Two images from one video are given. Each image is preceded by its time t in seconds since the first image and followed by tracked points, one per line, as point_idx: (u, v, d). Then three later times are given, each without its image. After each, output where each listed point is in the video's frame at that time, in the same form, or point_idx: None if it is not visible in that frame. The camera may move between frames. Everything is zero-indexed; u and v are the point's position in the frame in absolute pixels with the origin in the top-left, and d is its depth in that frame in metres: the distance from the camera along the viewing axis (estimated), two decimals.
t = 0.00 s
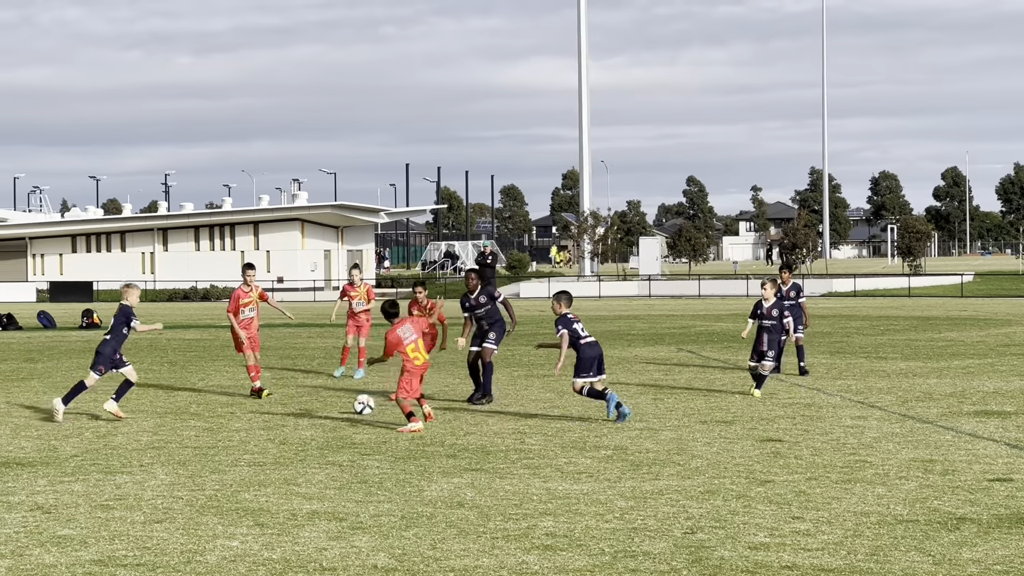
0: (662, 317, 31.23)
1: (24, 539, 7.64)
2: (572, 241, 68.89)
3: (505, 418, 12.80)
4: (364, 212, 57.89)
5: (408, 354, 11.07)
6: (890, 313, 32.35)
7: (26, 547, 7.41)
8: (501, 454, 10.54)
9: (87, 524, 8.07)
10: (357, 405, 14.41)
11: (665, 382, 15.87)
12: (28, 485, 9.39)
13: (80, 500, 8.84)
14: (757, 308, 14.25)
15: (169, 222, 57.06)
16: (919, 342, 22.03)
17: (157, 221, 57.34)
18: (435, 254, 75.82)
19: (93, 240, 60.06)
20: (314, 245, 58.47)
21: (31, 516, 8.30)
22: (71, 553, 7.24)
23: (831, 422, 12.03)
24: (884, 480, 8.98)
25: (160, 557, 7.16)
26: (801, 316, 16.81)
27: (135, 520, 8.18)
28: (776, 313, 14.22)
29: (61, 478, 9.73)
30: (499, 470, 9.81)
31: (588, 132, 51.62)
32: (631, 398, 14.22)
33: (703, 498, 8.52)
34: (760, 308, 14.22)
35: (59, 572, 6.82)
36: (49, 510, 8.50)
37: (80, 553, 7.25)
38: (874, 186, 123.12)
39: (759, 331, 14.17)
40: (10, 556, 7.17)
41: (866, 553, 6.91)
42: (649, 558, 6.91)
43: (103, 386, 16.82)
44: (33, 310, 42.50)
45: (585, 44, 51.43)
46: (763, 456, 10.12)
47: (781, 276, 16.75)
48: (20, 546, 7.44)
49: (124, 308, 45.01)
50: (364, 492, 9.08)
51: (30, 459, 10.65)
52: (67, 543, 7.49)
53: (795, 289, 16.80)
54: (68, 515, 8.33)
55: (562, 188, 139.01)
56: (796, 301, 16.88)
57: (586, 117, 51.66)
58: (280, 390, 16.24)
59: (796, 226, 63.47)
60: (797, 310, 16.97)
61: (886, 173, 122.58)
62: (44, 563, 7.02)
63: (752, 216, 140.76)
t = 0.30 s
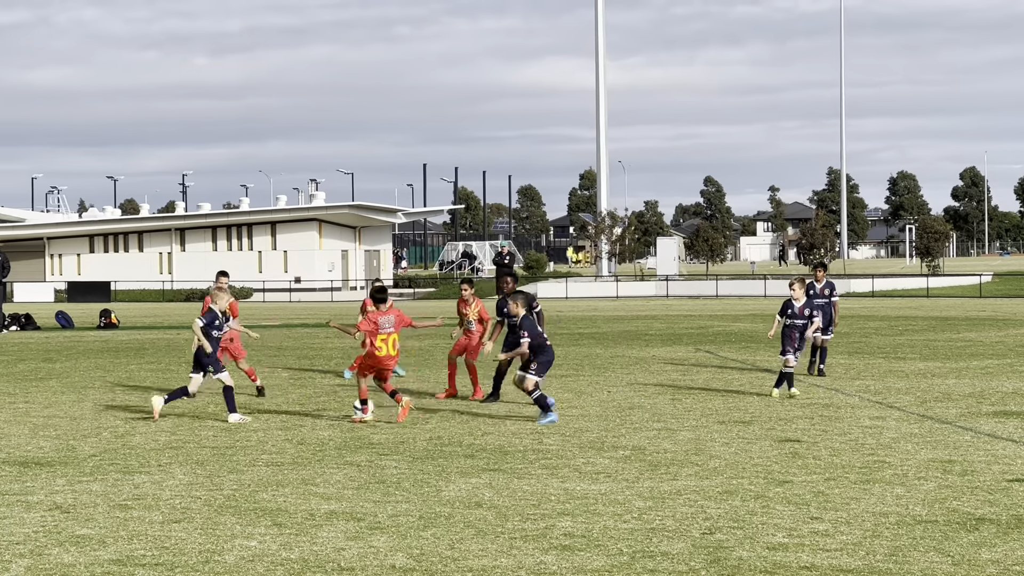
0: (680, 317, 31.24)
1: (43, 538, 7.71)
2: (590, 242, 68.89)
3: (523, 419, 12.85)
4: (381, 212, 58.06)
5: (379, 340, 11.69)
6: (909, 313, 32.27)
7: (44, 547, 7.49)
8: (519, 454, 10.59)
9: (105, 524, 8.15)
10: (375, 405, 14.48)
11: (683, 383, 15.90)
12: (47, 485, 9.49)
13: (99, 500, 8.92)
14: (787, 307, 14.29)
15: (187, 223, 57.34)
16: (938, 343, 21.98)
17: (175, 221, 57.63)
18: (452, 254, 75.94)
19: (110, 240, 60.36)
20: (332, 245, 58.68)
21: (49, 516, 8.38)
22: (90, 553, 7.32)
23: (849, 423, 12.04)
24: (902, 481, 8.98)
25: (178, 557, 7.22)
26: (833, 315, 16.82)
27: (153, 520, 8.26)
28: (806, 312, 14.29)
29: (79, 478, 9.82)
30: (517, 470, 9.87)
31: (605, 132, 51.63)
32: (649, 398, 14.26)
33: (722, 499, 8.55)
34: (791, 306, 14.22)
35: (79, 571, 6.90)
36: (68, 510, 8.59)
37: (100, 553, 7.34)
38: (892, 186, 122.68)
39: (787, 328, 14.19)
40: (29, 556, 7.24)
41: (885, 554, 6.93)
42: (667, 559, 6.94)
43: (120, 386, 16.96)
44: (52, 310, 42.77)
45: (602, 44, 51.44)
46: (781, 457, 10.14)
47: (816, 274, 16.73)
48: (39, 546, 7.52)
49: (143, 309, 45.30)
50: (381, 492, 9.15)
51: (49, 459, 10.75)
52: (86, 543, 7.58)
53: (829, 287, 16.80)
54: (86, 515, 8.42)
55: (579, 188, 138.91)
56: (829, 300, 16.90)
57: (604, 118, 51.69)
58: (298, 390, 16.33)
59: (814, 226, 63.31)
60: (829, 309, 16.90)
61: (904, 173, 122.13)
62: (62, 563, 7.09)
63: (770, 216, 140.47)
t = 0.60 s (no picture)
0: (697, 317, 31.24)
1: (60, 538, 7.80)
2: (607, 242, 68.86)
3: (540, 418, 12.90)
4: (399, 213, 58.22)
5: (372, 343, 11.82)
6: (926, 313, 32.21)
7: (62, 547, 7.57)
8: (537, 454, 10.64)
9: (122, 524, 8.23)
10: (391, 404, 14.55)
11: (700, 383, 15.92)
12: (64, 485, 9.59)
13: (116, 500, 9.01)
14: (825, 306, 14.07)
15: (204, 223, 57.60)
16: (955, 343, 21.94)
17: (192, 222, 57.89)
18: (468, 254, 76.02)
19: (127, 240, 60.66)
20: (348, 245, 58.86)
21: (67, 516, 8.47)
22: (108, 554, 7.40)
23: (866, 423, 12.05)
24: (919, 481, 8.98)
25: (196, 557, 7.30)
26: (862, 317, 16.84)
27: (170, 519, 8.35)
28: (846, 311, 14.05)
29: (96, 478, 9.92)
30: (535, 470, 9.92)
31: (622, 132, 51.64)
32: (666, 398, 14.30)
33: (739, 499, 8.57)
34: (828, 307, 14.03)
35: (97, 571, 6.99)
36: (85, 510, 8.68)
37: (117, 553, 7.42)
38: (908, 186, 122.19)
39: (827, 329, 14.07)
40: (47, 556, 7.32)
41: (903, 554, 6.94)
42: (684, 559, 6.97)
43: (138, 386, 17.09)
44: (70, 310, 43.02)
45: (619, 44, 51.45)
46: (798, 457, 10.16)
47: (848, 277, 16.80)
48: (57, 546, 7.60)
49: (161, 309, 45.53)
50: (399, 492, 9.21)
51: (66, 459, 10.85)
52: (103, 544, 7.66)
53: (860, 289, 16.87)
54: (104, 515, 8.51)
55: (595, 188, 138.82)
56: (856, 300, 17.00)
57: (620, 118, 51.70)
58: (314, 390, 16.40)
59: (831, 226, 63.13)
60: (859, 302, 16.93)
61: (921, 173, 121.63)
62: (79, 563, 7.18)
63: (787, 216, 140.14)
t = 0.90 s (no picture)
0: (710, 318, 31.20)
1: (75, 538, 7.88)
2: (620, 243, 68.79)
3: (554, 419, 12.93)
4: (413, 213, 58.35)
5: (392, 332, 11.94)
6: (940, 314, 32.11)
7: (77, 546, 7.65)
8: (550, 455, 10.67)
9: (137, 524, 8.31)
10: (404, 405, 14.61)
11: (714, 384, 15.91)
12: (79, 485, 9.68)
13: (131, 500, 9.09)
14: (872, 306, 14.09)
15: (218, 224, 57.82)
16: (969, 344, 21.84)
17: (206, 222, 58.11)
18: (481, 254, 76.08)
19: (142, 241, 60.93)
20: (362, 246, 59.00)
21: (81, 516, 8.55)
22: (123, 554, 7.46)
23: (880, 424, 12.04)
24: (933, 482, 8.99)
25: (210, 557, 7.37)
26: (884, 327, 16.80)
27: (184, 520, 8.42)
28: (891, 311, 14.06)
29: (111, 478, 10.01)
30: (549, 470, 9.95)
31: (636, 133, 51.62)
32: (679, 399, 14.31)
33: (753, 500, 8.58)
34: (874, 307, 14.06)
35: (112, 572, 7.06)
36: (99, 510, 8.76)
37: (132, 554, 7.48)
38: (923, 187, 121.72)
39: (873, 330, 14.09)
40: (62, 556, 7.40)
41: (916, 555, 6.96)
42: (697, 560, 7.00)
43: (152, 386, 17.20)
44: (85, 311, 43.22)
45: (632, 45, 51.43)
46: (812, 457, 10.16)
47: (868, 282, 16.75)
48: (71, 546, 7.68)
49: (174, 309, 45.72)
50: (412, 493, 9.26)
51: (81, 459, 10.95)
52: (118, 544, 7.72)
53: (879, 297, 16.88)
54: (118, 514, 8.59)
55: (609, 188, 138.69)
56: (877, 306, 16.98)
57: (634, 119, 51.66)
58: (328, 390, 16.47)
59: (845, 226, 62.91)
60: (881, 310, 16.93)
61: (935, 174, 121.20)
62: (94, 563, 7.25)
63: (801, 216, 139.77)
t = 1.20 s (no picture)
0: (720, 320, 31.13)
1: (85, 539, 7.90)
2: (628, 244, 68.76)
3: (563, 421, 12.92)
4: (422, 215, 58.41)
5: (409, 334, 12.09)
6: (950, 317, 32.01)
7: (87, 548, 7.67)
8: (560, 457, 10.66)
9: (146, 525, 8.33)
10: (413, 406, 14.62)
11: (723, 385, 15.89)
12: (88, 486, 9.71)
13: (140, 501, 9.11)
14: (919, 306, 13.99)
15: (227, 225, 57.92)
16: (980, 346, 21.75)
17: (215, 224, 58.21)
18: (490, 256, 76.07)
19: (151, 243, 61.08)
20: (371, 248, 59.06)
21: (91, 518, 8.57)
22: (132, 555, 7.48)
23: (890, 426, 12.01)
24: (944, 484, 8.97)
25: (220, 558, 7.38)
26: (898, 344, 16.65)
27: (194, 521, 8.43)
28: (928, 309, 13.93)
29: (120, 479, 10.03)
30: (558, 472, 9.95)
31: (645, 134, 51.58)
32: (689, 401, 14.29)
33: (763, 502, 8.57)
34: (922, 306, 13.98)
35: (121, 573, 7.08)
36: (108, 511, 8.78)
37: (141, 555, 7.50)
38: (932, 188, 121.39)
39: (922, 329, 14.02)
40: (71, 558, 7.41)
41: (927, 557, 6.94)
42: (708, 561, 6.99)
43: (161, 388, 17.24)
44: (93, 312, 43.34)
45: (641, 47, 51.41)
46: (822, 459, 10.14)
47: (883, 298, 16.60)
48: (81, 547, 7.70)
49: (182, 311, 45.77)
50: (422, 494, 9.27)
51: (90, 460, 10.98)
52: (127, 545, 7.74)
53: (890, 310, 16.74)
54: (128, 516, 8.62)
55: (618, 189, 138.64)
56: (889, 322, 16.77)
57: (643, 120, 51.63)
58: (337, 392, 16.49)
59: (854, 228, 62.77)
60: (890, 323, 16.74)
61: (944, 175, 120.91)
62: (103, 564, 7.26)
63: (809, 218, 139.55)
